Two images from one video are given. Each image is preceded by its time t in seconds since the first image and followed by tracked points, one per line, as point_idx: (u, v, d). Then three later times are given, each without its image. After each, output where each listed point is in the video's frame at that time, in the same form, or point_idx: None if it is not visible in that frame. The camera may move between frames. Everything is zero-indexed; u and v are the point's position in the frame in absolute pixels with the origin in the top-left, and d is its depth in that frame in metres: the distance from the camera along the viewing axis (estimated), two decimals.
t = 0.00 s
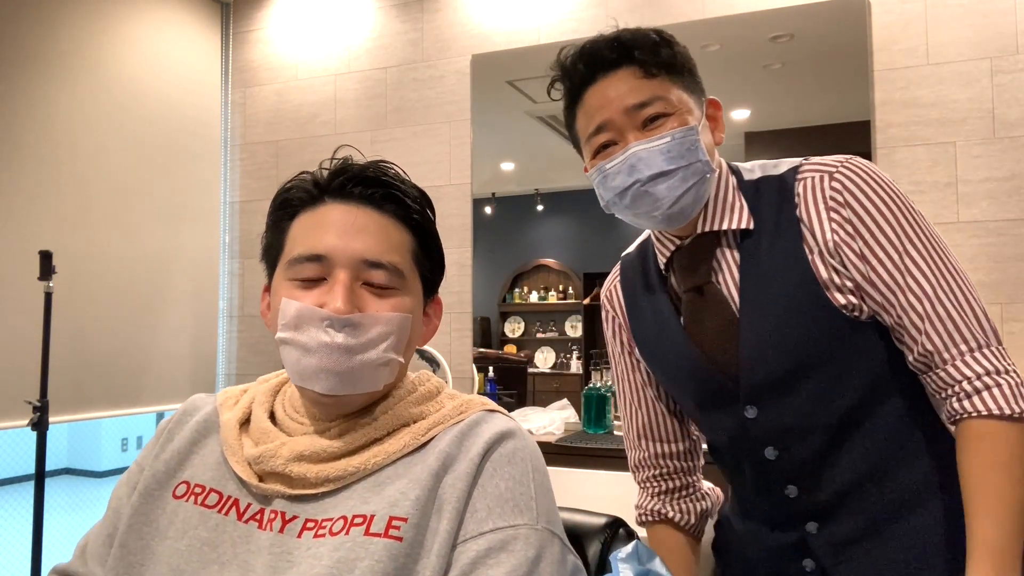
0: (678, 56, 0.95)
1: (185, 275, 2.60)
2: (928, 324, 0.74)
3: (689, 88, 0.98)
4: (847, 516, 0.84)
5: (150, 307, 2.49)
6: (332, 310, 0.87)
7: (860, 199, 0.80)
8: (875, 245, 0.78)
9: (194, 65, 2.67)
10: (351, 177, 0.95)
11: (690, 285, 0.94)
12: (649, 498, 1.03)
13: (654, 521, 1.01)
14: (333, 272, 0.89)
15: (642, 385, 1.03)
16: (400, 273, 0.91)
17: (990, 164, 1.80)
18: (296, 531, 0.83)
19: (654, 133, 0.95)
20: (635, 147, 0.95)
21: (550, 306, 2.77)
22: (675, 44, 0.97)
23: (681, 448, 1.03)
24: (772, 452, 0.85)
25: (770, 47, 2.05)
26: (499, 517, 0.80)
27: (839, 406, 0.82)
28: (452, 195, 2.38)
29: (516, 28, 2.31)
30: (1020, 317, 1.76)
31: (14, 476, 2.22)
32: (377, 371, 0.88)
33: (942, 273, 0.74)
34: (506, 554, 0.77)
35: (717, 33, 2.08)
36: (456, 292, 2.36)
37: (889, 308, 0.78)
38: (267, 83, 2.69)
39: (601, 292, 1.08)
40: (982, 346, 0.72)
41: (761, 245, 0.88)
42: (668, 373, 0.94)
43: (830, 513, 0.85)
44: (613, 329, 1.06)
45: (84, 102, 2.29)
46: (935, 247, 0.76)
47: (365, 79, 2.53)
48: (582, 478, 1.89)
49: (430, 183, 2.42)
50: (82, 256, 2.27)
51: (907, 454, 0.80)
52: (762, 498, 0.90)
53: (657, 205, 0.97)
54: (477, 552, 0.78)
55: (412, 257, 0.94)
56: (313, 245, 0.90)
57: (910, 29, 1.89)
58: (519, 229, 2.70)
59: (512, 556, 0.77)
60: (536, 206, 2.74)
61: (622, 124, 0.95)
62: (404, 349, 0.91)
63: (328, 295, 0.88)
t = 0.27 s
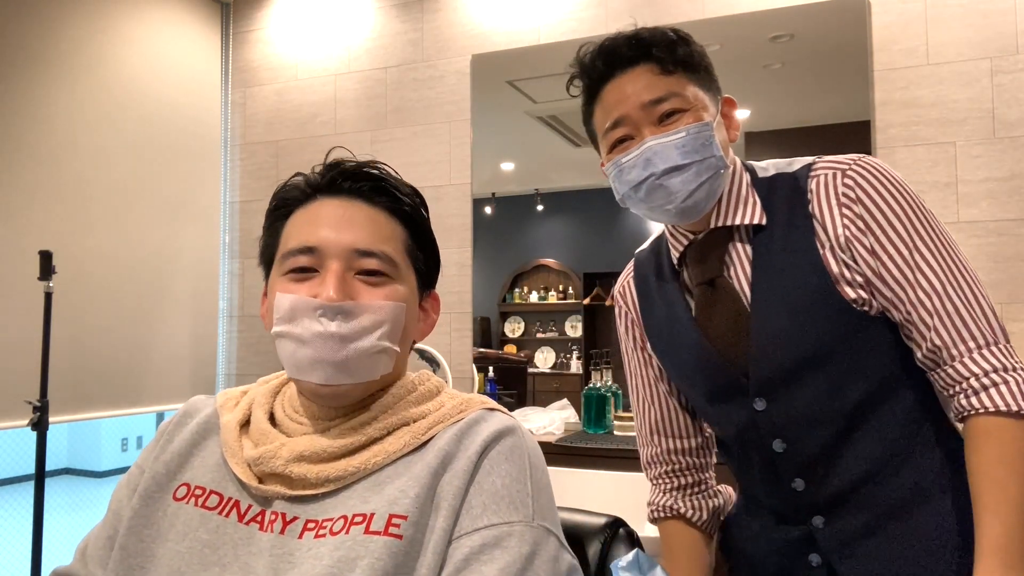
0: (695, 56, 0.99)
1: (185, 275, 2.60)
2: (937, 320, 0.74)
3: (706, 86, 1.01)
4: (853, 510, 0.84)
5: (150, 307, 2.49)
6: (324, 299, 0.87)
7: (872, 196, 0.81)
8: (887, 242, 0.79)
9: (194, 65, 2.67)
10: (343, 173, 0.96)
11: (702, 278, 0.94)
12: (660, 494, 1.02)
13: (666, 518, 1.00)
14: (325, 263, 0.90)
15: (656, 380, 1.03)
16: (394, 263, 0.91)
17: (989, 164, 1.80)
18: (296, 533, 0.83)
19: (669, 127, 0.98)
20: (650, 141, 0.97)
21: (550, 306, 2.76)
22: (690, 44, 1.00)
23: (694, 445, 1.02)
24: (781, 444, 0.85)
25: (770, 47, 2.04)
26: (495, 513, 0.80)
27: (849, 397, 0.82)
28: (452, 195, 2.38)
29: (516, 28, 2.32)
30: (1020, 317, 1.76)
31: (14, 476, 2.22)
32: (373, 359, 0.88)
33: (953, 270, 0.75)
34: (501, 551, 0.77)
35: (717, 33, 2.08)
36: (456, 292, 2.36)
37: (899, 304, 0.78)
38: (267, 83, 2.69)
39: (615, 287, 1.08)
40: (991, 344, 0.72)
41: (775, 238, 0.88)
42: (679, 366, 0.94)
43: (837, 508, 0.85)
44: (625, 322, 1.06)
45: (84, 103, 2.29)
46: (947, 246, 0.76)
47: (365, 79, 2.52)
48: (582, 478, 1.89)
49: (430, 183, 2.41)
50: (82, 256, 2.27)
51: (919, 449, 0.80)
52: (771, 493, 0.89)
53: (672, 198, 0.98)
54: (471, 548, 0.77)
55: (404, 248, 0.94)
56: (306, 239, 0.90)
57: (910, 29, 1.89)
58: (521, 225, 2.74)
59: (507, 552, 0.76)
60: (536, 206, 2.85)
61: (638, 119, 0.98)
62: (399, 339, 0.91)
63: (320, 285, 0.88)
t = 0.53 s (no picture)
0: (718, 48, 1.00)
1: (185, 275, 2.60)
2: (944, 312, 0.74)
3: (726, 77, 1.01)
4: (848, 502, 0.83)
5: (149, 307, 2.48)
6: (327, 292, 0.88)
7: (885, 188, 0.81)
8: (897, 233, 0.79)
9: (194, 65, 2.67)
10: (347, 171, 0.96)
11: (711, 264, 0.93)
12: (663, 484, 1.02)
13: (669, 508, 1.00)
14: (329, 258, 0.90)
15: (660, 371, 1.03)
16: (397, 258, 0.91)
17: (989, 164, 1.80)
18: (297, 533, 0.83)
19: (689, 112, 0.98)
20: (670, 124, 0.98)
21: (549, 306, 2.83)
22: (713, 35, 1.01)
23: (698, 436, 1.02)
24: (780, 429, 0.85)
25: (770, 47, 2.05)
26: (491, 512, 0.80)
27: (853, 383, 0.81)
28: (452, 195, 2.38)
29: (516, 28, 2.31)
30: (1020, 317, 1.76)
31: (14, 476, 2.22)
32: (375, 351, 0.88)
33: (962, 266, 0.75)
34: (494, 550, 0.76)
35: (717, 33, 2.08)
36: (456, 292, 2.36)
37: (907, 296, 0.78)
38: (267, 83, 2.69)
39: (626, 275, 1.08)
40: (997, 339, 0.72)
41: (785, 229, 0.88)
42: (688, 353, 0.94)
43: (833, 498, 0.84)
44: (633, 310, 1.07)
45: (84, 102, 2.29)
46: (956, 243, 0.77)
47: (365, 79, 2.52)
48: (583, 479, 1.89)
49: (430, 183, 2.41)
50: (82, 256, 2.27)
51: (919, 443, 0.80)
52: (769, 480, 0.89)
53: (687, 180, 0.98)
54: (464, 547, 0.77)
55: (407, 245, 0.94)
56: (311, 234, 0.90)
57: (911, 29, 1.89)
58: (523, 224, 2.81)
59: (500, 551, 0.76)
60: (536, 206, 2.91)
61: (659, 104, 0.99)
62: (402, 334, 0.90)
63: (323, 279, 0.88)
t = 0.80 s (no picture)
0: (734, 42, 1.00)
1: (185, 275, 2.60)
2: (941, 310, 0.74)
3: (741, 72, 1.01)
4: (842, 496, 0.83)
5: (149, 307, 2.49)
6: (328, 294, 0.88)
7: (890, 185, 0.81)
8: (899, 230, 0.79)
9: (194, 65, 2.67)
10: (347, 173, 0.96)
11: (715, 253, 0.93)
12: (665, 454, 1.03)
13: (671, 473, 1.01)
14: (330, 259, 0.90)
15: (664, 358, 1.05)
16: (398, 260, 0.91)
17: (990, 164, 1.80)
18: (295, 534, 0.83)
19: (701, 102, 0.98)
20: (681, 113, 0.98)
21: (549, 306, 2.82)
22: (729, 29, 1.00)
23: (699, 420, 1.04)
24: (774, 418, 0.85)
25: (771, 47, 2.04)
26: (483, 510, 0.79)
27: (851, 374, 0.81)
28: (452, 195, 2.38)
29: (516, 28, 2.31)
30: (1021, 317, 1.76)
31: (14, 476, 2.22)
32: (375, 354, 0.88)
33: (964, 265, 0.75)
34: (486, 547, 0.76)
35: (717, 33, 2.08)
36: (456, 292, 2.36)
37: (906, 293, 0.78)
38: (267, 83, 2.69)
39: (633, 267, 1.10)
40: (994, 338, 0.72)
41: (790, 223, 0.88)
42: (689, 340, 0.94)
43: (823, 488, 0.84)
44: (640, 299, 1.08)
45: (85, 102, 2.29)
46: (960, 243, 0.76)
47: (365, 79, 2.53)
48: (582, 479, 1.89)
49: (430, 183, 2.41)
50: (82, 256, 2.27)
51: (912, 439, 0.80)
52: (760, 472, 0.90)
53: (696, 168, 0.98)
54: (455, 545, 0.77)
55: (408, 247, 0.94)
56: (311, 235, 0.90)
57: (911, 29, 1.89)
58: (524, 224, 2.77)
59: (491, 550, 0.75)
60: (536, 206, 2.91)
61: (673, 92, 0.99)
62: (402, 336, 0.91)
63: (323, 280, 0.89)
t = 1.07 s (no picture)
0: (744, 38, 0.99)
1: (185, 275, 2.60)
2: (928, 314, 0.75)
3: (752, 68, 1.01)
4: (830, 493, 0.84)
5: (149, 307, 2.49)
6: (326, 293, 0.88)
7: (889, 187, 0.81)
8: (894, 232, 0.79)
9: (194, 65, 2.67)
10: (347, 171, 0.96)
11: (715, 248, 0.94)
12: (668, 435, 1.04)
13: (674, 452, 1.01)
14: (329, 258, 0.90)
15: (665, 352, 1.06)
16: (397, 260, 0.91)
17: (989, 164, 1.80)
18: (293, 535, 0.84)
19: (707, 95, 0.98)
20: (686, 105, 0.98)
21: (549, 306, 2.82)
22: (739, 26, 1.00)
23: (698, 411, 1.05)
24: (764, 414, 0.85)
25: (771, 47, 2.04)
26: (468, 507, 0.80)
27: (844, 371, 0.81)
28: (452, 195, 2.38)
29: (516, 28, 2.31)
30: (1021, 317, 1.76)
31: (14, 476, 2.22)
32: (373, 352, 0.88)
33: (956, 272, 0.75)
34: (469, 544, 0.76)
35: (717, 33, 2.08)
36: (456, 292, 2.36)
37: (895, 295, 0.79)
38: (267, 83, 2.69)
39: (635, 260, 1.11)
40: (977, 345, 0.73)
41: (788, 220, 0.88)
42: (688, 334, 0.94)
43: (814, 485, 0.85)
44: (643, 291, 1.09)
45: (85, 102, 2.29)
46: (956, 250, 0.77)
47: (365, 79, 2.53)
48: (582, 479, 1.89)
49: (430, 183, 2.41)
50: (83, 255, 2.27)
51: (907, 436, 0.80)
52: (749, 465, 0.89)
53: (699, 160, 0.98)
54: (439, 541, 0.77)
55: (407, 246, 0.94)
56: (310, 234, 0.90)
57: (911, 29, 1.89)
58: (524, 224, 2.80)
59: (474, 544, 0.75)
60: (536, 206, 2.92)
61: (679, 84, 0.98)
62: (401, 335, 0.91)
63: (322, 279, 0.88)
